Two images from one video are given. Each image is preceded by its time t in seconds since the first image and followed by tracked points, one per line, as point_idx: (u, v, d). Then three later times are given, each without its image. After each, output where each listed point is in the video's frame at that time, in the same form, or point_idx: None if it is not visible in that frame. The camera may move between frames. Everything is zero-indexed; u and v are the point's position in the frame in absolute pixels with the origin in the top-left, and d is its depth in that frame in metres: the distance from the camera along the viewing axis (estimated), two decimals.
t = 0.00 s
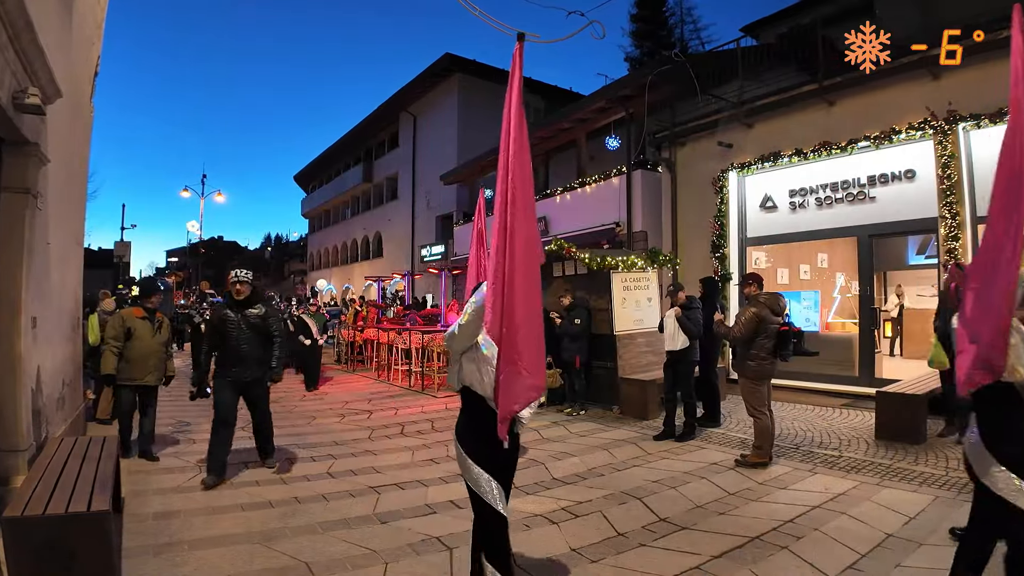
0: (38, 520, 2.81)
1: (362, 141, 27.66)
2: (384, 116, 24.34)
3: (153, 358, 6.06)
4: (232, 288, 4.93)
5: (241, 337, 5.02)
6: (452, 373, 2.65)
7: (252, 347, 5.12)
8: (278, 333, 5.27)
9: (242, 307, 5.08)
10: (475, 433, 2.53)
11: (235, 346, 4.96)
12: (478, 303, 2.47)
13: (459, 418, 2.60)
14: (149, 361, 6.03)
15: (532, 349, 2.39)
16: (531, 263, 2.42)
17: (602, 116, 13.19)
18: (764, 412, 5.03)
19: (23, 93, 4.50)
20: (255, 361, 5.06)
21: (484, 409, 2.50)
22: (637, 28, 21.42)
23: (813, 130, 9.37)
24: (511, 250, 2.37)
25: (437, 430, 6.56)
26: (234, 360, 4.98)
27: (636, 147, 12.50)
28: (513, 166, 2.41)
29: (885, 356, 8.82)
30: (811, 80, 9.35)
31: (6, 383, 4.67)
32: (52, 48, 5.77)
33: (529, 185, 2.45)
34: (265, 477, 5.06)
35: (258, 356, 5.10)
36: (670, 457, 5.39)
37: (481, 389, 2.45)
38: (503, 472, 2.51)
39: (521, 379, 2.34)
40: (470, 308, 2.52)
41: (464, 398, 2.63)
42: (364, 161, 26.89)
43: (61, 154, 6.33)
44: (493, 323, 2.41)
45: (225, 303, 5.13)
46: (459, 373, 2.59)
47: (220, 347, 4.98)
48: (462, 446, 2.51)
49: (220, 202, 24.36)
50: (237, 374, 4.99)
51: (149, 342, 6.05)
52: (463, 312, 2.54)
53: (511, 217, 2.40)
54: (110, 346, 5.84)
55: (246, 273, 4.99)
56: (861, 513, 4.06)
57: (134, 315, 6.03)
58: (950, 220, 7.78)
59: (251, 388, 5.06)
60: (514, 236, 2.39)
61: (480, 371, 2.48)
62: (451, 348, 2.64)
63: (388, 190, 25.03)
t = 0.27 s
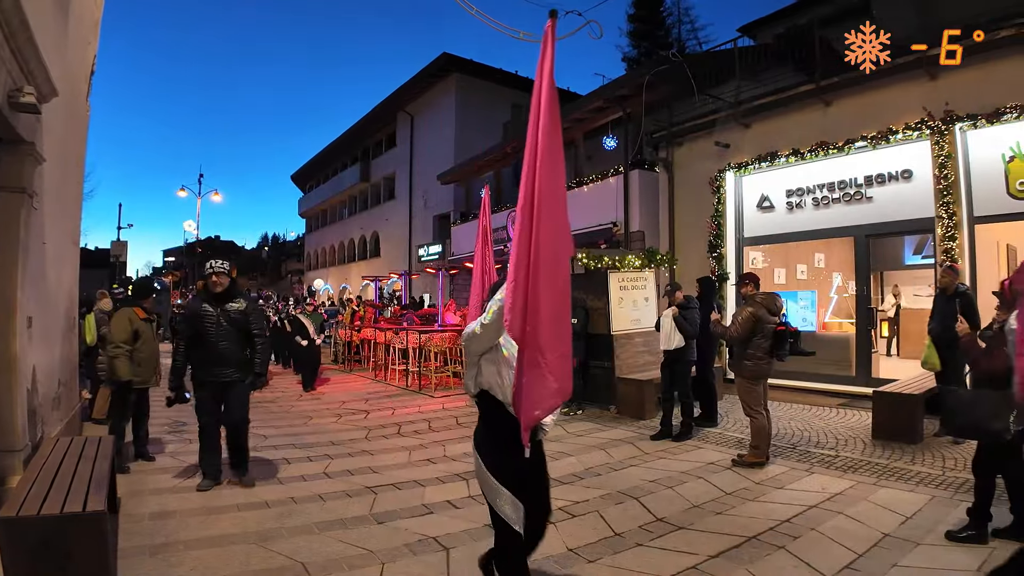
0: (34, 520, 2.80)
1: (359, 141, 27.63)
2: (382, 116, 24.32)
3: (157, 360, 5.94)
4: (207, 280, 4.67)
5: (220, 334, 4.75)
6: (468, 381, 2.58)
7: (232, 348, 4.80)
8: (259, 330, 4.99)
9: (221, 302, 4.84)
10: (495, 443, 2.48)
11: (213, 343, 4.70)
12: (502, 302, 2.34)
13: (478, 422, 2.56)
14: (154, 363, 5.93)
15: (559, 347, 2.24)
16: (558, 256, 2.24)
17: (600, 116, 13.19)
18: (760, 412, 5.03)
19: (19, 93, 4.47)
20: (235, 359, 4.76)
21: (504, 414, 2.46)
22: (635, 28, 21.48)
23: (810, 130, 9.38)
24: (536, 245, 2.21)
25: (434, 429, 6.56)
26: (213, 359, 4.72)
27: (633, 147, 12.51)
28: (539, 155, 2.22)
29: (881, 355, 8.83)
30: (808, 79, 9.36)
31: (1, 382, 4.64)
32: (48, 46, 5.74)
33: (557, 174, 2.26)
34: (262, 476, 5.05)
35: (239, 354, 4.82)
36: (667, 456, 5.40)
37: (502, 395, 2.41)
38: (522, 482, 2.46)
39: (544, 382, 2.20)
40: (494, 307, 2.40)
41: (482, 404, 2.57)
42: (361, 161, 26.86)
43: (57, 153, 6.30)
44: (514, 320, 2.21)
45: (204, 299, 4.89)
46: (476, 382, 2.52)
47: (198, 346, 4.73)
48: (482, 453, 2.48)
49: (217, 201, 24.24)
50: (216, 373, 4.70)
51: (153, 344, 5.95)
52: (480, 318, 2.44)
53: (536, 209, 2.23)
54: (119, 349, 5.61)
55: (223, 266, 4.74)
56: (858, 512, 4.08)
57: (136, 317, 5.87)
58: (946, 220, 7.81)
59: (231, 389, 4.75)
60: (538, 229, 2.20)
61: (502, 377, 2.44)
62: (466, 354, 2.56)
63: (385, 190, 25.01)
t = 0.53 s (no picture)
0: (28, 520, 2.78)
1: (356, 140, 27.59)
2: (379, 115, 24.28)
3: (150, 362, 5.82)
4: (190, 279, 4.09)
5: (207, 341, 4.13)
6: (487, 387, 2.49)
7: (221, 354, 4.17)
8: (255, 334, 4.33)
9: (208, 304, 4.19)
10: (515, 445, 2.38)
11: (198, 350, 4.08)
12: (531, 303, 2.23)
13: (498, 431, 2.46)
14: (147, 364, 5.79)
15: (589, 351, 2.08)
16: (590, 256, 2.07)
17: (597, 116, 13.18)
18: (756, 412, 5.03)
19: (12, 92, 4.44)
20: (223, 368, 4.13)
21: (528, 422, 2.36)
22: (633, 28, 21.50)
23: (807, 130, 9.39)
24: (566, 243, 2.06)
25: (430, 429, 6.54)
26: (198, 368, 4.09)
27: (630, 146, 12.50)
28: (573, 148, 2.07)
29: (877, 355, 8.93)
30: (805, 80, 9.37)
31: None
32: (42, 45, 5.71)
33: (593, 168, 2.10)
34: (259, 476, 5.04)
35: (228, 363, 4.17)
36: (663, 456, 5.39)
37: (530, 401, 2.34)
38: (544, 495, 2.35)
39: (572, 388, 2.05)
40: (522, 308, 2.29)
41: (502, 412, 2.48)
42: (359, 160, 26.82)
43: (51, 153, 6.26)
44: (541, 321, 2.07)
45: (193, 300, 4.28)
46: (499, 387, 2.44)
47: (184, 354, 4.13)
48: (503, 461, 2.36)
49: (215, 202, 24.15)
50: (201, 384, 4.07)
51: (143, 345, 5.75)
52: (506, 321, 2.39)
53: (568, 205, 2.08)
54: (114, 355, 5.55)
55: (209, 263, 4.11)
56: (854, 512, 4.08)
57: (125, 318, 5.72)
58: (942, 220, 7.83)
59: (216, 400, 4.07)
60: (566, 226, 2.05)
61: (527, 382, 2.38)
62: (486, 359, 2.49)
63: (382, 189, 24.96)
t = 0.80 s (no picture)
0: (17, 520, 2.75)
1: (352, 140, 27.54)
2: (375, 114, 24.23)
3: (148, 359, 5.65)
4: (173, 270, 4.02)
5: (191, 337, 4.03)
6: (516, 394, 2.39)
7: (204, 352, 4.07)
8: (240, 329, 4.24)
9: (192, 297, 4.10)
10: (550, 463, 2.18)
11: (181, 347, 3.97)
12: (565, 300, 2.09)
13: (530, 441, 2.29)
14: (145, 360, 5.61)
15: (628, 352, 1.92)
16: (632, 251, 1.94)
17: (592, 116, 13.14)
18: (751, 411, 5.03)
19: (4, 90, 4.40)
20: (206, 365, 4.02)
21: (561, 429, 2.20)
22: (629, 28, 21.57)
23: (802, 130, 9.40)
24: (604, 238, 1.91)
25: (426, 429, 6.51)
26: (182, 365, 4.00)
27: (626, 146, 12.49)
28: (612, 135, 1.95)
29: (872, 354, 9.03)
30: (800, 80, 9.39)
31: None
32: (35, 43, 5.67)
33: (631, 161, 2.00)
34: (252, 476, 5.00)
35: (212, 360, 4.07)
36: (659, 455, 5.39)
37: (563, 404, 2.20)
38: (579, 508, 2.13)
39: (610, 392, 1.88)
40: (555, 307, 2.15)
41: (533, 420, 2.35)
42: (355, 160, 26.77)
43: (44, 151, 6.22)
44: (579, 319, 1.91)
45: (177, 292, 4.18)
46: (528, 393, 2.33)
47: (166, 352, 4.00)
48: (534, 474, 2.18)
49: (210, 201, 24.04)
50: (184, 383, 3.98)
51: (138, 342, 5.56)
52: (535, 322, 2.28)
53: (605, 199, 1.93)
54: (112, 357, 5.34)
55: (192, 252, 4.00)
56: (849, 511, 4.08)
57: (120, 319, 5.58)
58: (937, 219, 7.86)
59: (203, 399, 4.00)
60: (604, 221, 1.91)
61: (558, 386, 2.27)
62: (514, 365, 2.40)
63: (378, 189, 24.91)
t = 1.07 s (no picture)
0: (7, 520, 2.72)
1: (348, 139, 27.48)
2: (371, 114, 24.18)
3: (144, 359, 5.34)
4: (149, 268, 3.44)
5: (167, 342, 3.44)
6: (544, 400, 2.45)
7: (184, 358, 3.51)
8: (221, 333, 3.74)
9: (168, 297, 3.52)
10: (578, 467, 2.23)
11: (157, 353, 3.38)
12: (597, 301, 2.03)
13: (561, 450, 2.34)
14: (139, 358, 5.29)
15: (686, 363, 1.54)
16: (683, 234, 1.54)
17: (589, 115, 13.11)
18: (748, 410, 5.03)
19: None
20: (186, 374, 3.47)
21: (591, 437, 2.23)
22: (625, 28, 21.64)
23: (798, 129, 9.43)
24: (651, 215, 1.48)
25: (421, 429, 6.49)
26: (158, 375, 3.40)
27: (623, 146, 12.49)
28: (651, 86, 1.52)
29: (867, 354, 9.01)
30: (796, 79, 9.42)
31: None
32: (28, 41, 5.62)
33: (680, 120, 1.57)
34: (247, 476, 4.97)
35: (192, 368, 3.52)
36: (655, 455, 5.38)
37: (593, 413, 2.22)
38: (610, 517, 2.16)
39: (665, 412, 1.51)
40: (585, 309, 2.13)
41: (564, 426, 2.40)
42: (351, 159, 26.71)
43: (37, 150, 6.16)
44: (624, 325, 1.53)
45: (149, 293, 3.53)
46: (557, 398, 2.39)
47: (140, 360, 3.41)
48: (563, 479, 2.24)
49: (205, 201, 23.93)
50: (161, 395, 3.38)
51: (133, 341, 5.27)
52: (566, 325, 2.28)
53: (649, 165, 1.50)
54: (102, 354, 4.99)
55: (173, 248, 3.49)
56: (846, 511, 4.08)
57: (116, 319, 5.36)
58: (933, 219, 7.88)
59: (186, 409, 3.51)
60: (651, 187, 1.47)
61: (589, 394, 2.27)
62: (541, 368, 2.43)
63: (375, 188, 24.85)
